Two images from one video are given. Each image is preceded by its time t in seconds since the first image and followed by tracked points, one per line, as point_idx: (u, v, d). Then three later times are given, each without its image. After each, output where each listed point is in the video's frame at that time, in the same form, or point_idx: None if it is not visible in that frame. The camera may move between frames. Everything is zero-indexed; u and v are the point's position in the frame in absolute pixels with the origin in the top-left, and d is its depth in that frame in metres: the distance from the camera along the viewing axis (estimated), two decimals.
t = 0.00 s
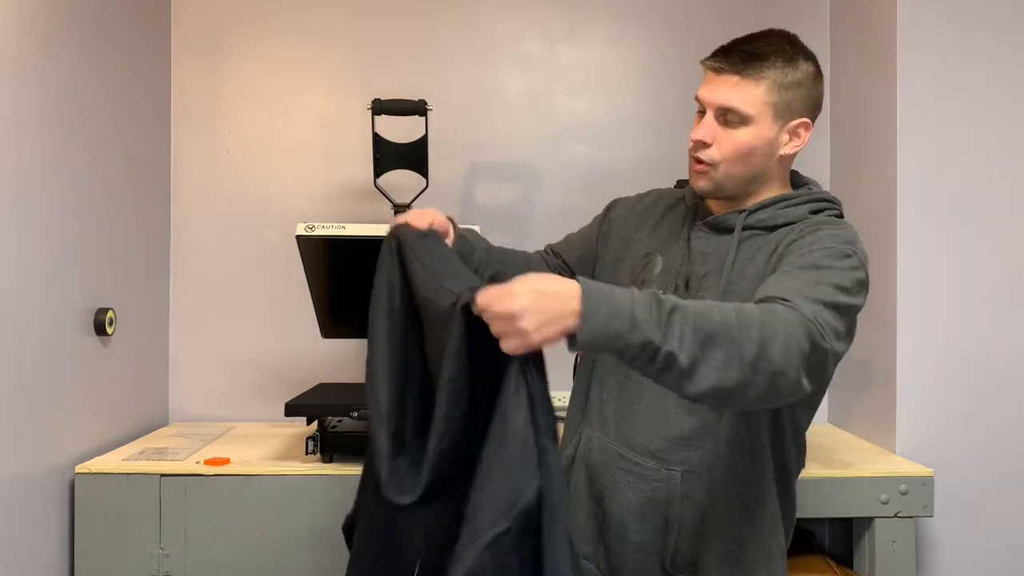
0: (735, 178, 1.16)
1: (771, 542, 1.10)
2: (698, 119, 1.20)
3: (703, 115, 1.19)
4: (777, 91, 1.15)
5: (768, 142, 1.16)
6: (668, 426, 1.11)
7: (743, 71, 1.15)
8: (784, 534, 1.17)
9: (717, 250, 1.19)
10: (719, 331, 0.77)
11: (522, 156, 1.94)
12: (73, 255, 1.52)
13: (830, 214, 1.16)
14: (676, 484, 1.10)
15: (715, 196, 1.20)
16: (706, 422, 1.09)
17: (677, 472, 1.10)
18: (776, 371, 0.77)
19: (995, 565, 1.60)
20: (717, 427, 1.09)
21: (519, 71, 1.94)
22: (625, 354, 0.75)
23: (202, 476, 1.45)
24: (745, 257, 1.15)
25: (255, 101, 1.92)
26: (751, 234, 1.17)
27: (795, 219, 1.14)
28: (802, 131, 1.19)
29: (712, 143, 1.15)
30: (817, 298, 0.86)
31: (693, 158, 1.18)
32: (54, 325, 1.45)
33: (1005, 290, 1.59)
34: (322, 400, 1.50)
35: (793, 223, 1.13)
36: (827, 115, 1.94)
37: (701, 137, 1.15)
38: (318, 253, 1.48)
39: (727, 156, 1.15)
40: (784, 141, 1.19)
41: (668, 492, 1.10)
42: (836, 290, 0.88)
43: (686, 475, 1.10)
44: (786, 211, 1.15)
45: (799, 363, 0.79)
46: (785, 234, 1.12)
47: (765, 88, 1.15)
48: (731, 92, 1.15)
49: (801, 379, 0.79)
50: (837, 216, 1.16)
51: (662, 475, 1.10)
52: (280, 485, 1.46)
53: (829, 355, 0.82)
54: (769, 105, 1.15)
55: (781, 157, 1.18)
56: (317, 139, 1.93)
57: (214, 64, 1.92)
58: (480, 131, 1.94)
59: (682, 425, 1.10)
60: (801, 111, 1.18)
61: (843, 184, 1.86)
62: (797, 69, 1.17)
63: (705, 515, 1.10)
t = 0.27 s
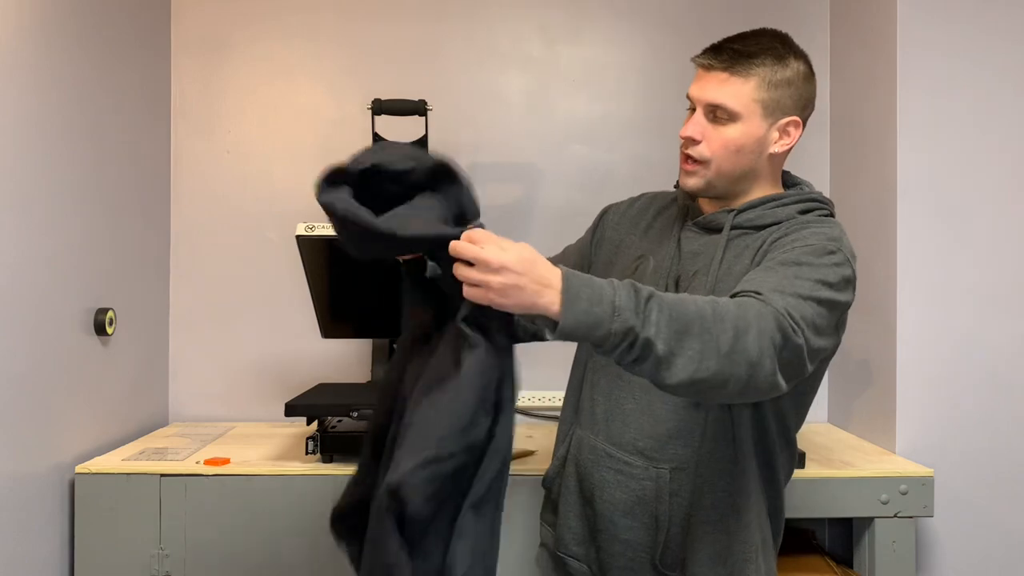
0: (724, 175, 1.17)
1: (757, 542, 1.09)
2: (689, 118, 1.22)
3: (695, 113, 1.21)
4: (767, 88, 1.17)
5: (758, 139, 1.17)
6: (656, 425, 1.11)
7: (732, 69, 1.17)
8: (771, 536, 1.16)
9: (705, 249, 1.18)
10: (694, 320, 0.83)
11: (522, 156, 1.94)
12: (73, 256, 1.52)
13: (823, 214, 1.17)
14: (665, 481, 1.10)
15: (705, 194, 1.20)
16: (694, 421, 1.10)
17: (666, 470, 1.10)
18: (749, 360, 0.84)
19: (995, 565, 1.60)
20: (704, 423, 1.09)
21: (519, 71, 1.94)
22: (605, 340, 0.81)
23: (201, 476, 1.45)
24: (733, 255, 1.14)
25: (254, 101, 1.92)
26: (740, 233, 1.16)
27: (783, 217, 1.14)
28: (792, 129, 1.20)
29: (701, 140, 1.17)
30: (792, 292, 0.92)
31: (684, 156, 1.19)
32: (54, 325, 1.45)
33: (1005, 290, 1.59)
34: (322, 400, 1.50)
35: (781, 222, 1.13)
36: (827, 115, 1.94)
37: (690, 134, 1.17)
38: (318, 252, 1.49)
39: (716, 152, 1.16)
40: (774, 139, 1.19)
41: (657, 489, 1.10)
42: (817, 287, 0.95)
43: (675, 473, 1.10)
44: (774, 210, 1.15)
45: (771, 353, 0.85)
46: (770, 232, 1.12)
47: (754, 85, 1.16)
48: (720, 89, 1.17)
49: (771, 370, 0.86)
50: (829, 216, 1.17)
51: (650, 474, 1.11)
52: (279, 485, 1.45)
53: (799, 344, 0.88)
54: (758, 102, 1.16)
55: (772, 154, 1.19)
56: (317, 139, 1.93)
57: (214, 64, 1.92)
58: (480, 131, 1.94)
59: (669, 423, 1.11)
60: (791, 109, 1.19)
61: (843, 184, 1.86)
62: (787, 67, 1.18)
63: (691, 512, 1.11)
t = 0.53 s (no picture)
0: (716, 176, 1.17)
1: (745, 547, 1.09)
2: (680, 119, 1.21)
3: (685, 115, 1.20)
4: (757, 90, 1.16)
5: (749, 141, 1.17)
6: (645, 427, 1.11)
7: (723, 70, 1.16)
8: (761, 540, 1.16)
9: (695, 251, 1.18)
10: (670, 327, 0.86)
11: (522, 156, 1.94)
12: (73, 256, 1.52)
13: (807, 214, 1.17)
14: (655, 483, 1.09)
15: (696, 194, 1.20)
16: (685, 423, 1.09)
17: (657, 472, 1.09)
18: (722, 371, 0.87)
19: (995, 565, 1.60)
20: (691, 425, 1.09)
21: (518, 70, 1.94)
22: (581, 343, 0.85)
23: (201, 476, 1.45)
24: (722, 256, 1.14)
25: (254, 101, 1.92)
26: (729, 234, 1.16)
27: (770, 218, 1.14)
28: (782, 130, 1.20)
29: (693, 142, 1.16)
30: (774, 301, 0.93)
31: (676, 158, 1.18)
32: (54, 325, 1.45)
33: (1005, 290, 1.59)
34: (322, 400, 1.50)
35: (767, 223, 1.14)
36: (827, 115, 1.94)
37: (682, 136, 1.16)
38: (318, 252, 1.49)
39: (709, 154, 1.15)
40: (765, 140, 1.19)
41: (648, 491, 1.10)
42: (799, 294, 0.95)
43: (665, 475, 1.09)
44: (762, 211, 1.15)
45: (744, 364, 0.88)
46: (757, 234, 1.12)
47: (745, 86, 1.16)
48: (711, 91, 1.16)
49: (745, 377, 0.88)
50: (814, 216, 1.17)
51: (641, 475, 1.10)
52: (279, 485, 1.45)
53: (777, 356, 0.90)
54: (749, 104, 1.16)
55: (762, 155, 1.19)
56: (316, 140, 1.93)
57: (214, 64, 1.92)
58: (480, 131, 1.94)
59: (658, 424, 1.10)
60: (781, 109, 1.19)
61: (843, 184, 1.86)
62: (778, 68, 1.18)
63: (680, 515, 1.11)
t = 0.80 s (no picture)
0: (710, 178, 1.17)
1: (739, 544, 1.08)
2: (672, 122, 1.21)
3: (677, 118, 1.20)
4: (749, 91, 1.16)
5: (742, 142, 1.17)
6: (641, 422, 1.11)
7: (714, 73, 1.16)
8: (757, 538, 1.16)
9: (689, 249, 1.18)
10: (672, 314, 0.86)
11: (522, 156, 1.94)
12: (73, 256, 1.52)
13: (802, 212, 1.17)
14: (649, 480, 1.10)
15: (692, 195, 1.20)
16: (678, 419, 1.09)
17: (650, 469, 1.10)
18: (724, 358, 0.86)
19: (994, 565, 1.60)
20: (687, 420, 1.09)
21: (518, 70, 1.94)
22: (583, 328, 0.85)
23: (201, 476, 1.45)
24: (716, 254, 1.14)
25: (254, 101, 1.93)
26: (724, 232, 1.16)
27: (765, 216, 1.14)
28: (775, 130, 1.20)
29: (686, 145, 1.16)
30: (773, 292, 0.93)
31: (669, 161, 1.19)
32: (54, 324, 1.45)
33: (1005, 289, 1.59)
34: (321, 400, 1.50)
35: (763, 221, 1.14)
36: (827, 115, 1.94)
37: (675, 140, 1.16)
38: (318, 253, 1.48)
39: (702, 157, 1.16)
40: (758, 140, 1.19)
41: (641, 487, 1.11)
42: (796, 287, 0.95)
43: (659, 472, 1.10)
44: (757, 209, 1.15)
45: (746, 351, 0.87)
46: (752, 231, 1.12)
47: (737, 88, 1.15)
48: (703, 95, 1.16)
49: (747, 367, 0.88)
50: (810, 214, 1.17)
51: (634, 472, 1.11)
52: (279, 485, 1.46)
53: (778, 344, 0.89)
54: (741, 106, 1.16)
55: (756, 156, 1.19)
56: (316, 140, 1.93)
57: (214, 64, 1.92)
58: (480, 131, 1.94)
59: (652, 421, 1.11)
60: (773, 110, 1.19)
61: (843, 183, 1.86)
62: (769, 69, 1.18)
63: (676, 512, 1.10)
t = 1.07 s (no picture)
0: (709, 176, 1.17)
1: (736, 548, 1.09)
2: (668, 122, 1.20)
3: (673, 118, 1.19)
4: (745, 90, 1.17)
5: (740, 140, 1.17)
6: (637, 427, 1.12)
7: (710, 72, 1.16)
8: (755, 540, 1.16)
9: (686, 252, 1.18)
10: (673, 341, 0.86)
11: (522, 156, 1.94)
12: (72, 256, 1.52)
13: (796, 212, 1.18)
14: (646, 483, 1.10)
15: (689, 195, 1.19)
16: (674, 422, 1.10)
17: (647, 472, 1.10)
18: (725, 382, 0.86)
19: (994, 565, 1.60)
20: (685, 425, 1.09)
21: (518, 70, 1.94)
22: (586, 360, 0.85)
23: (202, 476, 1.45)
24: (713, 258, 1.15)
25: (254, 101, 1.92)
26: (720, 234, 1.16)
27: (759, 217, 1.14)
28: (770, 127, 1.21)
29: (684, 144, 1.15)
30: (772, 305, 0.93)
31: (667, 160, 1.18)
32: (54, 324, 1.45)
33: (1004, 290, 1.59)
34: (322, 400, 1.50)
35: (757, 223, 1.14)
36: (827, 115, 1.94)
37: (673, 139, 1.15)
38: (318, 253, 1.48)
39: (701, 156, 1.15)
40: (753, 138, 1.20)
41: (638, 492, 1.11)
42: (795, 298, 0.96)
43: (656, 475, 1.10)
44: (751, 210, 1.15)
45: (747, 371, 0.88)
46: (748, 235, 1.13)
47: (734, 87, 1.15)
48: (700, 93, 1.15)
49: (746, 389, 0.88)
50: (803, 214, 1.18)
51: (631, 475, 1.11)
52: (279, 485, 1.45)
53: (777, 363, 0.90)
54: (738, 104, 1.16)
55: (752, 153, 1.20)
56: (316, 140, 1.93)
57: (214, 64, 1.92)
58: (480, 131, 1.94)
59: (648, 424, 1.11)
60: (768, 107, 1.20)
61: (842, 184, 1.86)
62: (763, 66, 1.18)
63: (675, 518, 1.11)
